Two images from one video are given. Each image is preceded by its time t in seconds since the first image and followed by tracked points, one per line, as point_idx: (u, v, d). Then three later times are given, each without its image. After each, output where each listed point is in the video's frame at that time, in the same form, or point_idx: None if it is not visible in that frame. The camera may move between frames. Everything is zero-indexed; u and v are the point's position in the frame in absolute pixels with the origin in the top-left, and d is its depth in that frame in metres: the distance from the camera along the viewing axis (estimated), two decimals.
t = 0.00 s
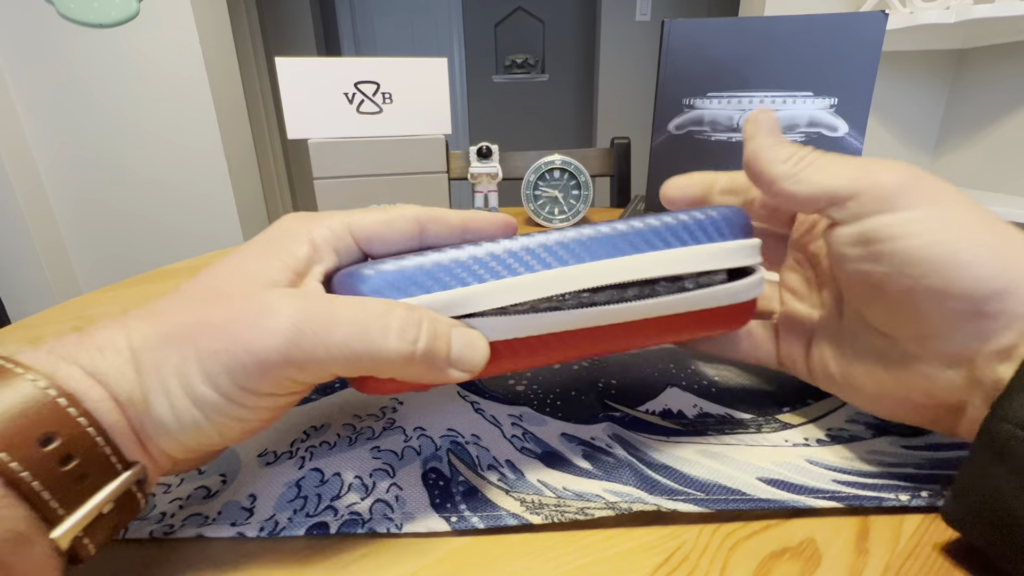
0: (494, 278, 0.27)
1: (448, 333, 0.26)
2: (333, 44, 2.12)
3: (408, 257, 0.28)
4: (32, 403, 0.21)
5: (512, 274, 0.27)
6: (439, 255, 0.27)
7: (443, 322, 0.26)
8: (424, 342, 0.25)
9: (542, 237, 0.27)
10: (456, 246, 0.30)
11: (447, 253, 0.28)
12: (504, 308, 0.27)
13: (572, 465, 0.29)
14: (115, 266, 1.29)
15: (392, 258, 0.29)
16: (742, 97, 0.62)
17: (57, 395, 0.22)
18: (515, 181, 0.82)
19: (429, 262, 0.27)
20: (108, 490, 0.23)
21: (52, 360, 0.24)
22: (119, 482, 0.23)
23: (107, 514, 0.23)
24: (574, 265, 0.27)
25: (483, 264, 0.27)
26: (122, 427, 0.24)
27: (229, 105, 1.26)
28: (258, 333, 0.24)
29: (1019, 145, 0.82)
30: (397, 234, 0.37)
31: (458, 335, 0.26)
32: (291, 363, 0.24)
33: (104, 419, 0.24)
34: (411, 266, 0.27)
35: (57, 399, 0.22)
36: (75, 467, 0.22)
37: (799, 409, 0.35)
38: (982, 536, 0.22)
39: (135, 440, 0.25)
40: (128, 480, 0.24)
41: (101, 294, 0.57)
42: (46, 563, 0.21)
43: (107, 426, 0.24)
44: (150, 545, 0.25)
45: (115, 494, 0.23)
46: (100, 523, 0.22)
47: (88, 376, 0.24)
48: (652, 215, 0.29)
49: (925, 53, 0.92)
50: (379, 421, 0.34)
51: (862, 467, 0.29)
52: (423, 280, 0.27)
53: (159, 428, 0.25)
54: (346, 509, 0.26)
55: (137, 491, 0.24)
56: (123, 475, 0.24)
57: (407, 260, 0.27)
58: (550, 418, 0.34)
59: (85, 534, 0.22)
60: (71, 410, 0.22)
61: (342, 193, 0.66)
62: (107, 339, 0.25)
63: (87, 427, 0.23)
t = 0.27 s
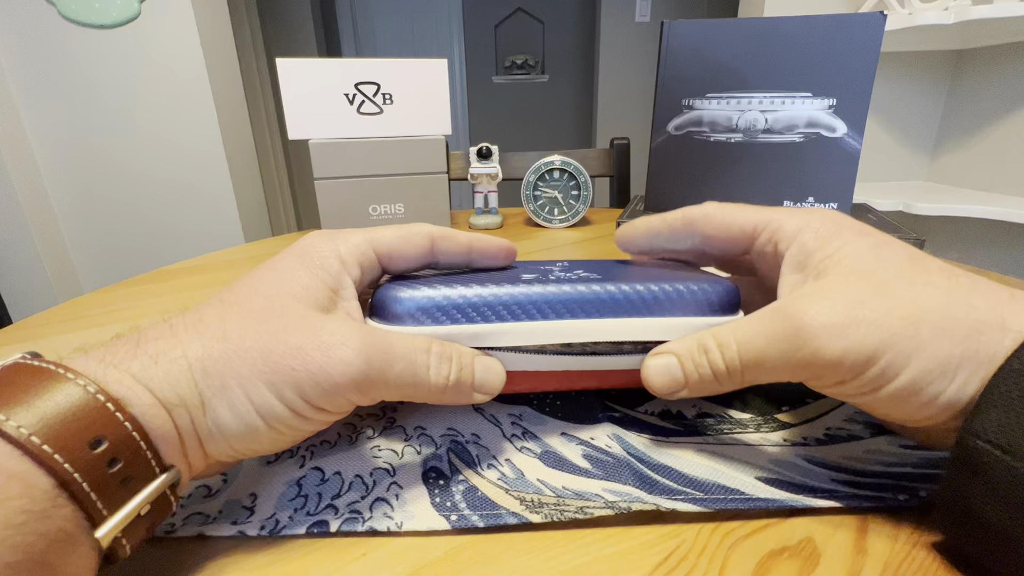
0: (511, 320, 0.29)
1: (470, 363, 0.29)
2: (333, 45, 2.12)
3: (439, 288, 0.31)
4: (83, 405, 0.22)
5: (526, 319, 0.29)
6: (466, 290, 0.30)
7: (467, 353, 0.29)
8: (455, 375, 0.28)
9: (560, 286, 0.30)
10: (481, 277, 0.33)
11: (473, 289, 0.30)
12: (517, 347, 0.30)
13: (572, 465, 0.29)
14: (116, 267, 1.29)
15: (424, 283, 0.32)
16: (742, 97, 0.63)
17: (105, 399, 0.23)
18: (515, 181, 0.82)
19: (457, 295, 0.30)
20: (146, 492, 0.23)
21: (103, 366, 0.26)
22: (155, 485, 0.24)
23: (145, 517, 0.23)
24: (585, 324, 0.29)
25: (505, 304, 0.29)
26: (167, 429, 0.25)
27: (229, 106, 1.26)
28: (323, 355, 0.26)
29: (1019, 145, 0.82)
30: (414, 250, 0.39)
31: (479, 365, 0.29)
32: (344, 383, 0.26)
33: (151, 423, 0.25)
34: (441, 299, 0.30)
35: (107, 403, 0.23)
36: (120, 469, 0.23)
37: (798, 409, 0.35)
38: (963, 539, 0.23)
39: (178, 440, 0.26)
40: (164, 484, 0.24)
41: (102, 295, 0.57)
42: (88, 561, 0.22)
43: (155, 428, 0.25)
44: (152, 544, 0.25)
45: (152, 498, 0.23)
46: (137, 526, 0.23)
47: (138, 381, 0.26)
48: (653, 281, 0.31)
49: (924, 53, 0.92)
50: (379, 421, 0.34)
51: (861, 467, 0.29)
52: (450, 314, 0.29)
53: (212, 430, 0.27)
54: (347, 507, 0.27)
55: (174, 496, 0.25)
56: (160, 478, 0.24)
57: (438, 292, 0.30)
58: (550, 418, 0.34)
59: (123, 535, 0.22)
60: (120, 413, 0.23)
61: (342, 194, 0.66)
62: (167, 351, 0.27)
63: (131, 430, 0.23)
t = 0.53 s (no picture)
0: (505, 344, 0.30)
1: (456, 390, 0.30)
2: (333, 45, 2.12)
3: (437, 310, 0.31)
4: (89, 429, 0.22)
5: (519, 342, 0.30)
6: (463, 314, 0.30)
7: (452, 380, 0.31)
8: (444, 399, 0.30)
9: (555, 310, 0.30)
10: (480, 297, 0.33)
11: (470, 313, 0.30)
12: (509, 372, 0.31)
13: (570, 467, 0.29)
14: (116, 267, 1.29)
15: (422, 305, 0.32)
16: (741, 97, 0.63)
17: (113, 423, 0.22)
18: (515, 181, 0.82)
19: (454, 320, 0.30)
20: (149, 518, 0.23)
21: (112, 392, 0.24)
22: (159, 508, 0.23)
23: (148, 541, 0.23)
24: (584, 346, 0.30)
25: (500, 330, 0.30)
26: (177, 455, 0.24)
27: (229, 106, 1.26)
28: (345, 381, 0.27)
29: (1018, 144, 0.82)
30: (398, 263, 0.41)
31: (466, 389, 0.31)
32: (365, 408, 0.27)
33: (159, 448, 0.24)
34: (438, 324, 0.30)
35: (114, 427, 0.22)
36: (125, 496, 0.22)
37: (798, 405, 0.35)
38: (965, 540, 0.23)
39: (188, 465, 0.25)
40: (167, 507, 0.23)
41: (103, 295, 0.57)
42: None
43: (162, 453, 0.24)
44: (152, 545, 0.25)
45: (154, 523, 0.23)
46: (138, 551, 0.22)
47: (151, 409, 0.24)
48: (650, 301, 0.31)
49: (924, 53, 0.92)
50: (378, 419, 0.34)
51: (860, 465, 0.29)
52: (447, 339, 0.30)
53: (226, 452, 0.26)
54: (346, 505, 0.27)
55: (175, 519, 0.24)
56: (163, 502, 0.23)
57: (436, 315, 0.30)
58: (549, 417, 0.34)
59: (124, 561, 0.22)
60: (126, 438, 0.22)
61: (342, 194, 0.66)
62: (178, 373, 0.26)
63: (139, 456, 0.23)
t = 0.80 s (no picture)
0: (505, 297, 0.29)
1: (447, 391, 0.31)
2: (333, 45, 2.12)
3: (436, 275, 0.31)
4: (69, 437, 0.21)
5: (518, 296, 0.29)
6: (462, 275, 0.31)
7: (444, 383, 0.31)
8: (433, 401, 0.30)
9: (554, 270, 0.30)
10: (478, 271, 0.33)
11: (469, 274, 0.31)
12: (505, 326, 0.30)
13: (570, 468, 0.29)
14: (116, 267, 1.29)
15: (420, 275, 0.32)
16: (742, 97, 0.63)
17: (93, 431, 0.22)
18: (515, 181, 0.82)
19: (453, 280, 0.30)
20: (130, 528, 0.22)
21: (94, 399, 0.24)
22: (141, 518, 0.22)
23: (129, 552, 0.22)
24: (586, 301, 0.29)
25: (499, 286, 0.30)
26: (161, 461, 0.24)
27: (229, 105, 1.26)
28: (337, 379, 0.27)
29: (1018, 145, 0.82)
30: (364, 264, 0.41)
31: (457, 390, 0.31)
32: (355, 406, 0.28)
33: (143, 456, 0.23)
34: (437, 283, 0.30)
35: (95, 435, 0.22)
36: (105, 505, 0.22)
37: (799, 405, 0.35)
38: (968, 534, 0.23)
39: (174, 472, 0.24)
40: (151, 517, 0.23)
41: (102, 295, 0.57)
42: None
43: (145, 459, 0.23)
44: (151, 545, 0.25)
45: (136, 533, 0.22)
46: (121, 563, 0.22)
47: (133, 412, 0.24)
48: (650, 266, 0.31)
49: (924, 52, 0.92)
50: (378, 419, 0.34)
51: (861, 466, 0.29)
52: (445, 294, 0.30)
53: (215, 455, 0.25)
54: (346, 505, 0.27)
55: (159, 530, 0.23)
56: (146, 511, 0.23)
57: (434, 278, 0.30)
58: (549, 417, 0.34)
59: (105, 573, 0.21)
60: (107, 446, 0.22)
61: (342, 194, 0.66)
62: (167, 378, 0.25)
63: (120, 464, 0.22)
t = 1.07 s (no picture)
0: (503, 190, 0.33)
1: (455, 395, 0.31)
2: (333, 45, 2.12)
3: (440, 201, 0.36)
4: (79, 439, 0.21)
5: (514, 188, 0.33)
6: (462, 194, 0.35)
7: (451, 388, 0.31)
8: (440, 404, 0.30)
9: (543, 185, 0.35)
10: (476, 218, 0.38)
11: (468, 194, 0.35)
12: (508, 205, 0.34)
13: (570, 468, 0.29)
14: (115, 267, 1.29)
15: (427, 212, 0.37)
16: (741, 97, 0.63)
17: (103, 432, 0.22)
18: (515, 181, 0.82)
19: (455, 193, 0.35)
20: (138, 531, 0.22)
21: (104, 400, 0.24)
22: (150, 521, 0.22)
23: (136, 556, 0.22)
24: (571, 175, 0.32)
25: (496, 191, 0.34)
26: (175, 463, 0.24)
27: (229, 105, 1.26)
28: (345, 380, 0.28)
29: (1017, 145, 0.82)
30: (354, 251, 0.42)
31: (464, 394, 0.31)
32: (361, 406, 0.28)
33: (153, 458, 0.23)
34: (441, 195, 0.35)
35: (105, 437, 0.22)
36: (113, 508, 0.21)
37: (799, 405, 0.35)
38: (954, 524, 0.22)
39: (185, 473, 0.24)
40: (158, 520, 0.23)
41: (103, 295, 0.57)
42: None
43: (156, 461, 0.23)
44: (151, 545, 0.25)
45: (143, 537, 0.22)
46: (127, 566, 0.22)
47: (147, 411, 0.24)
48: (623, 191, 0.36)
49: (924, 52, 0.92)
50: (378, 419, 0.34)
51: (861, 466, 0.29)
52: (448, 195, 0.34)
53: (226, 456, 0.25)
54: (346, 505, 0.27)
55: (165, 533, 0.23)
56: (154, 514, 0.23)
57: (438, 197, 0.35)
58: (549, 417, 0.34)
59: None
60: (117, 448, 0.22)
61: (342, 194, 0.66)
62: (178, 379, 0.25)
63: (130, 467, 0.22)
